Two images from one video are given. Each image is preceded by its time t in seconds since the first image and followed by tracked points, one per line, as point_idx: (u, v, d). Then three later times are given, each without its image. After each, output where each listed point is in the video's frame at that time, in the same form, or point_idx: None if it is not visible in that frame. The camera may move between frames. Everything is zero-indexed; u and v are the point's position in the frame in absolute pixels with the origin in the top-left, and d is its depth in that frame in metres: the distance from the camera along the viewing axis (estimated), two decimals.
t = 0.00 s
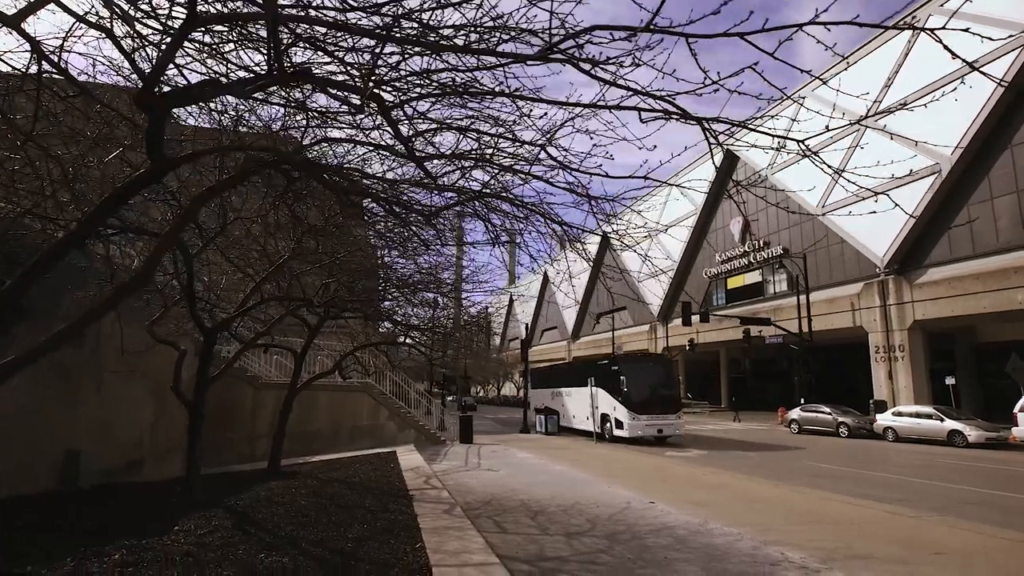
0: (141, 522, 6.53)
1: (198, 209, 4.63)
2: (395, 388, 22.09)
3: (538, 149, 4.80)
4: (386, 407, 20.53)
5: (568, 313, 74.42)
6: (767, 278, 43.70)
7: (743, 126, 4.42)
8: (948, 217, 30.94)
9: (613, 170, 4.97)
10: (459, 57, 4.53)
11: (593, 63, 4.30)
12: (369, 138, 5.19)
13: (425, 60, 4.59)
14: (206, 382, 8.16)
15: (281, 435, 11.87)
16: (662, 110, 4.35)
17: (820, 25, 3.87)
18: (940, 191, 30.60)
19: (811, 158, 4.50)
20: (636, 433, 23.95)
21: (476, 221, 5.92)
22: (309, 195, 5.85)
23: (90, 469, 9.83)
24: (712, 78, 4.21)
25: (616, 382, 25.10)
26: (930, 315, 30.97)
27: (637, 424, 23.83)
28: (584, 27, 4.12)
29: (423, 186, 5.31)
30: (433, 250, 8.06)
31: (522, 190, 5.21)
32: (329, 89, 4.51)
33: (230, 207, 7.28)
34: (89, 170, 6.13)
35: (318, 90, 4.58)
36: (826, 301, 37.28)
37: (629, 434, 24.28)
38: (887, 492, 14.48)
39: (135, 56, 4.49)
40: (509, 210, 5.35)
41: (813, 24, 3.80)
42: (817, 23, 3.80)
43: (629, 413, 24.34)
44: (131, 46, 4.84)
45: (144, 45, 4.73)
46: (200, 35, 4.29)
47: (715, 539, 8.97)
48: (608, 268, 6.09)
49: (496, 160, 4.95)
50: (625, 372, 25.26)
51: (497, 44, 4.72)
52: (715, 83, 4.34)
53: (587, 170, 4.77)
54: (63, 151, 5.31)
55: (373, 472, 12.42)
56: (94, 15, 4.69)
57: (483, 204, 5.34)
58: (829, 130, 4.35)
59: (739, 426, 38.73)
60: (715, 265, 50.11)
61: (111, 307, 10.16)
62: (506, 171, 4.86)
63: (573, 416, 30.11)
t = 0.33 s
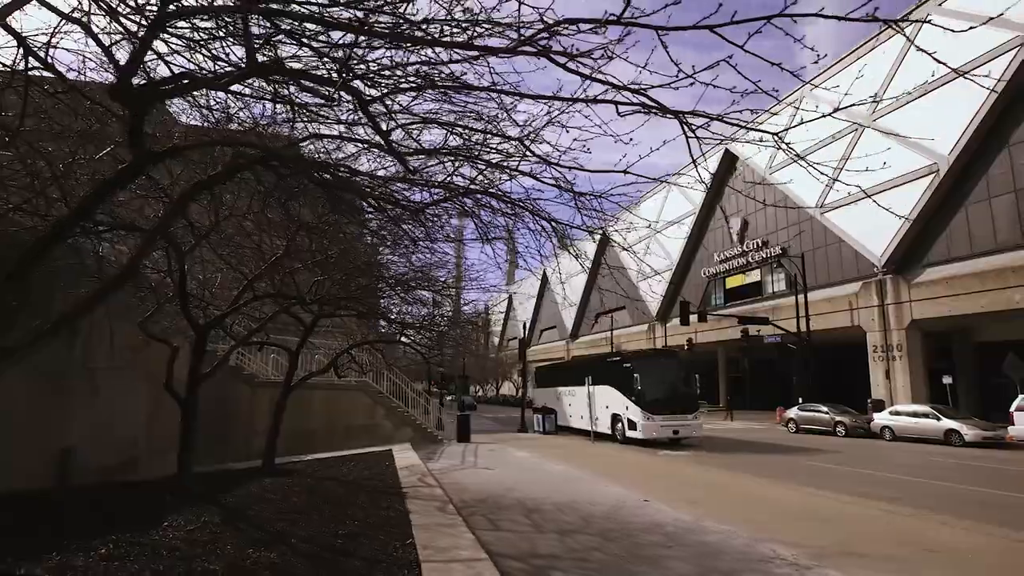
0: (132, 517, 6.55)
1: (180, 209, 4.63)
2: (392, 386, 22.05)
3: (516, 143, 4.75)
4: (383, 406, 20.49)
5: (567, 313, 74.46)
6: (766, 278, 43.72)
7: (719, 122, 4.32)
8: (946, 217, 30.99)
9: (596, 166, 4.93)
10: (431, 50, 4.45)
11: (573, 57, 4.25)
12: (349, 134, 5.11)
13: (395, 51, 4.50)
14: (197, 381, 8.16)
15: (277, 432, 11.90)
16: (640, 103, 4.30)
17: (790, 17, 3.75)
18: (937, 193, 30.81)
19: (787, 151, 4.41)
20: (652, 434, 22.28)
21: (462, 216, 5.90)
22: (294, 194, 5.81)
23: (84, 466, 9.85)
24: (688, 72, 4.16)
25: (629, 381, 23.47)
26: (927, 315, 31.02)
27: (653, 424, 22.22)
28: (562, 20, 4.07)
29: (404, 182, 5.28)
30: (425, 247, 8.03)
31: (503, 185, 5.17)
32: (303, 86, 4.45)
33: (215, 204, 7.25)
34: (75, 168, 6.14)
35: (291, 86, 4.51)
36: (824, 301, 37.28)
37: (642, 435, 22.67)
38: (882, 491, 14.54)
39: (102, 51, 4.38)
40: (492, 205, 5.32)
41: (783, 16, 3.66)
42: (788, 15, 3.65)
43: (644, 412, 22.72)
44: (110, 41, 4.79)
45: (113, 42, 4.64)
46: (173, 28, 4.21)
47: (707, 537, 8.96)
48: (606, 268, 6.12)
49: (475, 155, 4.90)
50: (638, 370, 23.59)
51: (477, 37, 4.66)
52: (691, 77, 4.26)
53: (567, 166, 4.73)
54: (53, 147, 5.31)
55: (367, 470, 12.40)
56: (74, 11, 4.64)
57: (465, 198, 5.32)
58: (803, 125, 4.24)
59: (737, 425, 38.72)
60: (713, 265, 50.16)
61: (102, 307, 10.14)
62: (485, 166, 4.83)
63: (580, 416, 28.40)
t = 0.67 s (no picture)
0: (119, 512, 6.59)
1: (164, 204, 4.68)
2: (387, 385, 22.03)
3: (496, 136, 4.78)
4: (378, 404, 20.46)
5: (564, 313, 74.37)
6: (762, 278, 43.77)
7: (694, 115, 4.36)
8: (939, 219, 31.19)
9: (578, 160, 4.97)
10: (406, 42, 4.47)
11: (546, 48, 4.28)
12: (332, 128, 5.14)
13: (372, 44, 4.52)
14: (187, 377, 8.18)
15: (270, 429, 11.93)
16: (616, 96, 4.32)
17: (754, 9, 3.81)
18: (931, 196, 31.03)
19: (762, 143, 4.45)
20: (666, 435, 20.68)
21: (449, 211, 5.94)
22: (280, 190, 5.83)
23: (76, 464, 9.85)
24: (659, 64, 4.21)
25: (642, 379, 21.86)
26: (921, 314, 31.18)
27: (667, 424, 20.63)
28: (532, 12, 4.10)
29: (388, 176, 5.31)
30: (417, 243, 8.07)
31: (486, 179, 5.20)
32: (281, 79, 4.48)
33: (204, 198, 7.27)
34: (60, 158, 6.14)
35: (269, 79, 4.53)
36: (819, 301, 37.36)
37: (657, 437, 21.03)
38: (873, 489, 14.61)
39: (80, 44, 4.40)
40: (475, 199, 5.36)
41: (747, 7, 3.73)
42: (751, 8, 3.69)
43: (659, 412, 21.11)
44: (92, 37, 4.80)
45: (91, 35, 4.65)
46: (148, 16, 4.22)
47: (698, 534, 8.99)
48: (594, 265, 6.17)
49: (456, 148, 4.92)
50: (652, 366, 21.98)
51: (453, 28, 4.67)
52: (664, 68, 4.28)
53: (548, 160, 4.77)
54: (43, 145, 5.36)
55: (361, 468, 12.42)
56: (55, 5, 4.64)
57: (449, 192, 5.36)
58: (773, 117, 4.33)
59: (733, 425, 38.78)
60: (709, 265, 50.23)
61: (92, 303, 10.14)
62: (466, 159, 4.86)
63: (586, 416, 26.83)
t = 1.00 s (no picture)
0: (96, 508, 6.54)
1: (141, 197, 4.69)
2: (376, 382, 21.92)
3: (471, 129, 4.80)
4: (367, 402, 20.32)
5: (555, 313, 74.39)
6: (751, 278, 44.00)
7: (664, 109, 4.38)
8: (924, 221, 31.60)
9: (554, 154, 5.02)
10: (375, 34, 4.49)
11: (516, 39, 4.31)
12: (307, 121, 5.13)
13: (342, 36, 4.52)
14: (170, 372, 8.16)
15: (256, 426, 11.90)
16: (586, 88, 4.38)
17: None
18: (917, 198, 31.40)
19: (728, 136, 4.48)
20: (678, 438, 19.38)
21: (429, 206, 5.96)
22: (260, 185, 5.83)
23: (57, 461, 9.76)
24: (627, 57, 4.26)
25: (651, 376, 20.53)
26: (907, 313, 31.55)
27: (679, 424, 19.33)
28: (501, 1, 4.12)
29: (368, 171, 5.34)
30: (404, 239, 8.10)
31: (465, 173, 5.22)
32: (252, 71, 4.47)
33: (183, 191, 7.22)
34: (35, 148, 6.10)
35: (239, 69, 4.51)
36: (808, 301, 37.63)
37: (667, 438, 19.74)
38: (865, 483, 14.47)
39: (46, 30, 4.35)
40: (454, 194, 5.38)
41: None
42: None
43: (668, 411, 19.86)
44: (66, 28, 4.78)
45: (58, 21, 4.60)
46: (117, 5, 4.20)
47: (680, 529, 9.06)
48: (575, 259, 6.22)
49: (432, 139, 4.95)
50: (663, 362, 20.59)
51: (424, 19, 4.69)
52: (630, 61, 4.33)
53: (524, 154, 4.80)
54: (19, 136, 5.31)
55: (347, 465, 12.40)
56: None
57: (428, 186, 5.38)
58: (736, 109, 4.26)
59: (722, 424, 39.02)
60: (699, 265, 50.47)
61: (72, 297, 10.04)
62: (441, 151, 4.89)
63: (588, 416, 25.51)
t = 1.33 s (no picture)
0: (72, 503, 6.50)
1: (117, 188, 4.72)
2: (362, 381, 21.81)
3: (444, 123, 4.87)
4: (353, 401, 20.19)
5: (544, 312, 74.53)
6: (738, 278, 44.30)
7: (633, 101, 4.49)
8: (906, 223, 32.12)
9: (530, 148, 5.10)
10: (347, 26, 4.55)
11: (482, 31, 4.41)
12: (282, 115, 5.15)
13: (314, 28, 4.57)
14: (147, 367, 8.12)
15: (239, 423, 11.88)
16: (555, 80, 4.48)
17: None
18: (900, 200, 31.88)
19: (695, 130, 4.60)
20: (688, 440, 17.80)
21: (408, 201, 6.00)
22: (238, 180, 5.80)
23: (35, 458, 9.63)
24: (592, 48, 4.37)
25: (659, 374, 18.98)
26: (890, 314, 32.02)
27: (688, 428, 17.71)
28: None
29: (345, 165, 5.37)
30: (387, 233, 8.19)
31: (443, 167, 5.28)
32: (224, 61, 4.47)
33: (161, 184, 7.17)
34: (8, 139, 6.01)
35: (212, 58, 4.52)
36: (793, 301, 38.02)
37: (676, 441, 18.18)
38: (857, 479, 14.18)
39: (14, 17, 4.32)
40: (432, 188, 5.42)
41: None
42: None
43: (678, 411, 18.20)
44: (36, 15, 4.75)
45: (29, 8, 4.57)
46: None
47: (660, 525, 9.13)
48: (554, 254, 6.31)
49: (407, 132, 4.99)
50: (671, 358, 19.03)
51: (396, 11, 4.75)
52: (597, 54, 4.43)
53: (499, 147, 4.90)
54: None
55: (330, 462, 12.33)
56: None
57: (407, 181, 5.44)
58: (701, 100, 4.37)
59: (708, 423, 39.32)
60: (686, 265, 50.78)
61: (49, 291, 9.92)
62: (417, 143, 4.94)
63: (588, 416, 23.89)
